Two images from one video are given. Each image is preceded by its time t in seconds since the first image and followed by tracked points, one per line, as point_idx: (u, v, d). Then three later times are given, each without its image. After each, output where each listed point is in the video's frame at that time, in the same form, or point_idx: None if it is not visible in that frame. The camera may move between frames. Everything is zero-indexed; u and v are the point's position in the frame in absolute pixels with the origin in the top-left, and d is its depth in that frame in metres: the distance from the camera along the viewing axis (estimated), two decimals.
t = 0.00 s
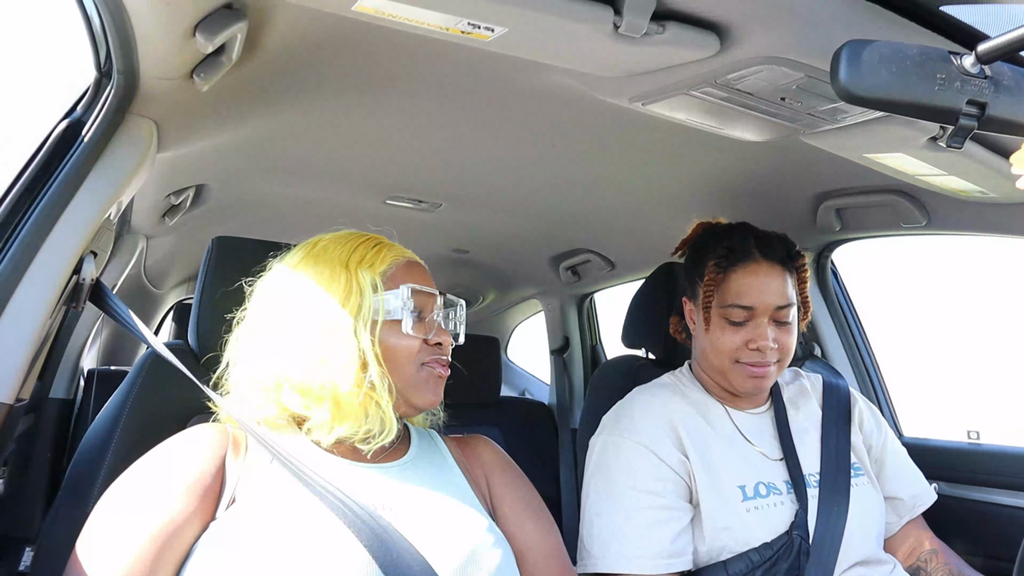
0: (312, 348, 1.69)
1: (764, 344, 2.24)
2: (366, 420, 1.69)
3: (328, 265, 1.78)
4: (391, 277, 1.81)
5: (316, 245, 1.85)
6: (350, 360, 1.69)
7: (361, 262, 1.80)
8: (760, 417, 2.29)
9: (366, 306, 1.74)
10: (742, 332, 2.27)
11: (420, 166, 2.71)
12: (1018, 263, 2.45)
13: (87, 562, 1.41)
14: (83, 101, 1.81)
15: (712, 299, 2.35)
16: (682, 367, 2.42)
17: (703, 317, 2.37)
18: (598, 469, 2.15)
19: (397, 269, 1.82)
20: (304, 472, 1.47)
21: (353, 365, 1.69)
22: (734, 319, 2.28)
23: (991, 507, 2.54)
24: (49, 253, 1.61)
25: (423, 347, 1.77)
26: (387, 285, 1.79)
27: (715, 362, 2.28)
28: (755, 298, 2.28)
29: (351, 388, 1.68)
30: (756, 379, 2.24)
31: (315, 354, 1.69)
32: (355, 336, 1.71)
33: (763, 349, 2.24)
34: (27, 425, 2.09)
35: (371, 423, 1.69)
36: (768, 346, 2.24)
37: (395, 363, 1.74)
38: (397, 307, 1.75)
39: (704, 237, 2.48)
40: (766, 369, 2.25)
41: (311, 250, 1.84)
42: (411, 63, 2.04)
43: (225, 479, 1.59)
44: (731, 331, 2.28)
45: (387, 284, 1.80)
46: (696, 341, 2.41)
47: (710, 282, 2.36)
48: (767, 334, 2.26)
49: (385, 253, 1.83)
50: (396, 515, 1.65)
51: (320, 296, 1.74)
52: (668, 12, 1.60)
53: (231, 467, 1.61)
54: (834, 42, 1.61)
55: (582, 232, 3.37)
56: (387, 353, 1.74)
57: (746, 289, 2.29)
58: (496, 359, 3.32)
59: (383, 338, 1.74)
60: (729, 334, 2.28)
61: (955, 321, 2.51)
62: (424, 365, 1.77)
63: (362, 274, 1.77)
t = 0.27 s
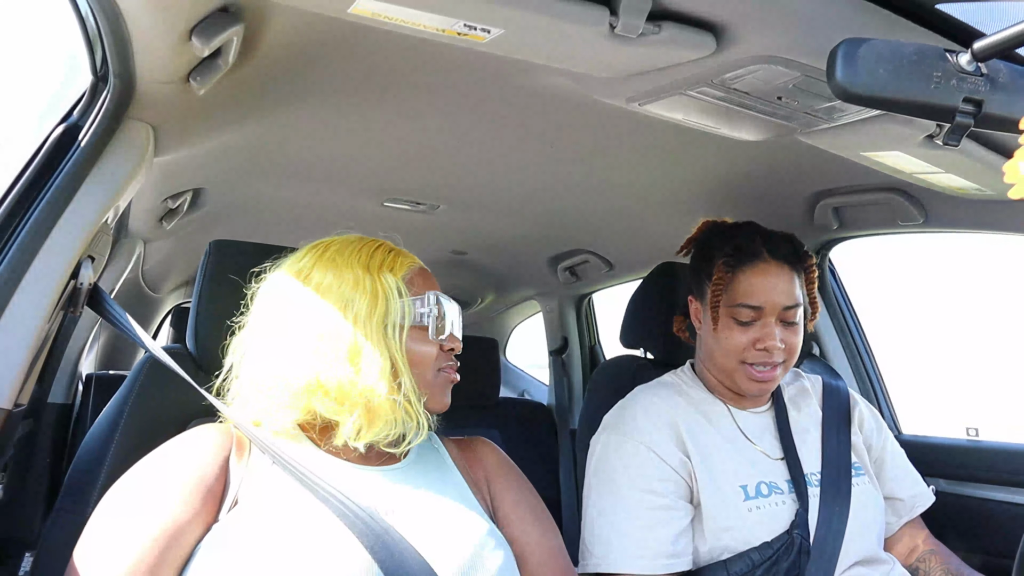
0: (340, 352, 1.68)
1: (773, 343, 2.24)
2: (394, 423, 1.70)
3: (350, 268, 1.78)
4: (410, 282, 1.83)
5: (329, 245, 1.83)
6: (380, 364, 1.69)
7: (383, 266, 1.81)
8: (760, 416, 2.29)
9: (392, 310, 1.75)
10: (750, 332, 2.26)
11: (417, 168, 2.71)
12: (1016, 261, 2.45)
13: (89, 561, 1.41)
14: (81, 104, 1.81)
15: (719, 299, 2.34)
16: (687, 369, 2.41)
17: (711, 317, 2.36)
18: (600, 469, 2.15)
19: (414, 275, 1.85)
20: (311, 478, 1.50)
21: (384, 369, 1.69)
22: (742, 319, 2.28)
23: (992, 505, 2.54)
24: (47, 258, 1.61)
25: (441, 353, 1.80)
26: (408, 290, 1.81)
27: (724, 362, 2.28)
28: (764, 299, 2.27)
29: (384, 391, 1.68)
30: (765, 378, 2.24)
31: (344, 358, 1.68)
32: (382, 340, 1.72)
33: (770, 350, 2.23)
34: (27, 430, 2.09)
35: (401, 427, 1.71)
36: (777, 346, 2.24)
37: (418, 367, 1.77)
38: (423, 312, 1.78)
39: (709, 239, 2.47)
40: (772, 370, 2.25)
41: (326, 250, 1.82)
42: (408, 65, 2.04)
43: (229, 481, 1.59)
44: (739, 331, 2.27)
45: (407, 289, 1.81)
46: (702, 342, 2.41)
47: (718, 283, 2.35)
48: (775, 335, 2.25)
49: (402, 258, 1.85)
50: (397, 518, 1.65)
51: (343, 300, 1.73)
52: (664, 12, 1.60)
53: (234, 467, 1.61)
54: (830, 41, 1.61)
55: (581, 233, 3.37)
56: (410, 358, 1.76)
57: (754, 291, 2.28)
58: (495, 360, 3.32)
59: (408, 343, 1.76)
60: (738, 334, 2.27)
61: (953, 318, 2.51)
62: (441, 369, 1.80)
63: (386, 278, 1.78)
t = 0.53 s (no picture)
0: (301, 351, 1.67)
1: (768, 342, 2.23)
2: (364, 419, 1.72)
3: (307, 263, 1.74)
4: (368, 273, 1.82)
5: (284, 239, 1.79)
6: (344, 361, 1.69)
7: (341, 259, 1.78)
8: (759, 417, 2.29)
9: (351, 303, 1.74)
10: (744, 331, 2.26)
11: (420, 168, 2.71)
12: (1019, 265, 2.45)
13: (74, 560, 1.39)
14: (84, 103, 1.81)
15: (712, 297, 2.34)
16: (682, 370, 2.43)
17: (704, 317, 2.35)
18: (596, 470, 2.15)
19: (372, 264, 1.84)
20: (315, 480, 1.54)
21: (349, 366, 1.69)
22: (737, 317, 2.28)
23: (993, 509, 2.54)
24: (49, 257, 1.60)
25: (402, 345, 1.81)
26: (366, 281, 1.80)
27: (719, 361, 2.28)
28: (756, 295, 2.28)
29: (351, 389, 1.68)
30: (760, 377, 2.23)
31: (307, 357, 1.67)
32: (344, 335, 1.70)
33: (765, 347, 2.23)
34: (28, 427, 2.09)
35: (370, 421, 1.73)
36: (773, 342, 2.24)
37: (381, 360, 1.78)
38: (383, 306, 1.79)
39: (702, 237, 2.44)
40: (770, 366, 2.25)
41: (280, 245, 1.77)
42: (412, 65, 2.04)
43: (205, 478, 1.56)
44: (733, 331, 2.27)
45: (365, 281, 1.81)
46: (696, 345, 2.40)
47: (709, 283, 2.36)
48: (772, 329, 2.26)
49: (360, 247, 1.84)
50: (394, 514, 1.65)
51: (300, 298, 1.70)
52: (668, 14, 1.60)
53: (209, 466, 1.58)
54: (834, 44, 1.61)
55: (583, 234, 3.37)
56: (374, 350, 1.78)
57: (747, 288, 2.28)
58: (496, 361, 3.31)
59: (370, 338, 1.77)
60: (731, 334, 2.27)
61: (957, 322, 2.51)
62: (403, 360, 1.83)
63: (344, 272, 1.76)
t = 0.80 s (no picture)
0: (278, 360, 1.70)
1: (780, 320, 2.29)
2: (342, 425, 1.75)
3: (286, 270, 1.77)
4: (346, 277, 1.83)
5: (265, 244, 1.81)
6: (321, 368, 1.72)
7: (318, 265, 1.80)
8: (760, 422, 2.29)
9: (330, 310, 1.76)
10: (756, 312, 2.31)
11: (423, 169, 2.71)
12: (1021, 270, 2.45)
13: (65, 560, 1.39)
14: (87, 101, 1.81)
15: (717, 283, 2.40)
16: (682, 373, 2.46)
17: (709, 307, 2.38)
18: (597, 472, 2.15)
19: (350, 268, 1.85)
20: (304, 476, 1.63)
21: (326, 374, 1.72)
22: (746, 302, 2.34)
23: (993, 515, 2.53)
24: (50, 254, 1.60)
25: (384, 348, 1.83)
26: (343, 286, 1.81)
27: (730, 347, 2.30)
28: (761, 278, 2.38)
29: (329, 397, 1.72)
30: (773, 357, 2.27)
31: (283, 366, 1.71)
32: (321, 343, 1.73)
33: (778, 325, 2.28)
34: (27, 424, 2.09)
35: (349, 428, 1.76)
36: (784, 319, 2.30)
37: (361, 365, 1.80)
38: (363, 311, 1.80)
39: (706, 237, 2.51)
40: (783, 344, 2.30)
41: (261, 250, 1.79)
42: (415, 66, 2.04)
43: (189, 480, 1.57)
44: (744, 315, 2.32)
45: (343, 285, 1.82)
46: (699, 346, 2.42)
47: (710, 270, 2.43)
48: (783, 308, 2.32)
49: (338, 251, 1.84)
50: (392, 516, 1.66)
51: (277, 305, 1.73)
52: (672, 17, 1.60)
53: (193, 468, 1.59)
54: (837, 47, 1.61)
55: (585, 236, 3.37)
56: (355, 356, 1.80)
57: (754, 268, 2.40)
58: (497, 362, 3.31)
59: (351, 343, 1.79)
60: (743, 317, 2.31)
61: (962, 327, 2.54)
62: (383, 364, 1.84)
63: (319, 276, 1.78)
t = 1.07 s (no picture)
0: (285, 371, 1.72)
1: (791, 324, 2.30)
2: (347, 436, 1.76)
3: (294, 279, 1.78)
4: (357, 289, 1.85)
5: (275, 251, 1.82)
6: (327, 382, 1.73)
7: (329, 276, 1.81)
8: (762, 426, 2.29)
9: (336, 322, 1.77)
10: (767, 314, 2.32)
11: (424, 171, 2.71)
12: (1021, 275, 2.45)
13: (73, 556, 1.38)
14: (88, 102, 1.81)
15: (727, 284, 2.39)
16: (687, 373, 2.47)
17: (719, 308, 2.40)
18: (600, 475, 2.15)
19: (360, 280, 1.87)
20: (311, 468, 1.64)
21: (331, 387, 1.74)
22: (758, 305, 2.34)
23: (993, 519, 2.53)
24: (51, 255, 1.60)
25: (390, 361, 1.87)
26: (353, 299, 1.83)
27: (739, 348, 2.32)
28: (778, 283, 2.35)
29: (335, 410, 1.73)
30: (783, 359, 2.28)
31: (289, 378, 1.72)
32: (327, 356, 1.75)
33: (789, 327, 2.30)
34: (28, 425, 2.09)
35: (354, 439, 1.77)
36: (795, 322, 2.31)
37: (368, 378, 1.84)
38: (371, 325, 1.83)
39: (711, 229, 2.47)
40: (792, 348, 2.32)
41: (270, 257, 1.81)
42: (416, 68, 2.04)
43: (202, 478, 1.57)
44: (756, 316, 2.33)
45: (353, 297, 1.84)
46: (705, 346, 2.43)
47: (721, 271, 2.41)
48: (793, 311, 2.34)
49: (349, 262, 1.86)
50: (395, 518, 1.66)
51: (285, 315, 1.74)
52: (673, 20, 1.60)
53: (206, 467, 1.59)
54: (839, 51, 1.61)
55: (585, 238, 3.36)
56: (363, 369, 1.83)
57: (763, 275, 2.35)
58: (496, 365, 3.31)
59: (358, 357, 1.82)
60: (754, 318, 2.32)
61: (963, 331, 2.54)
62: (388, 377, 1.89)
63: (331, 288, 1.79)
